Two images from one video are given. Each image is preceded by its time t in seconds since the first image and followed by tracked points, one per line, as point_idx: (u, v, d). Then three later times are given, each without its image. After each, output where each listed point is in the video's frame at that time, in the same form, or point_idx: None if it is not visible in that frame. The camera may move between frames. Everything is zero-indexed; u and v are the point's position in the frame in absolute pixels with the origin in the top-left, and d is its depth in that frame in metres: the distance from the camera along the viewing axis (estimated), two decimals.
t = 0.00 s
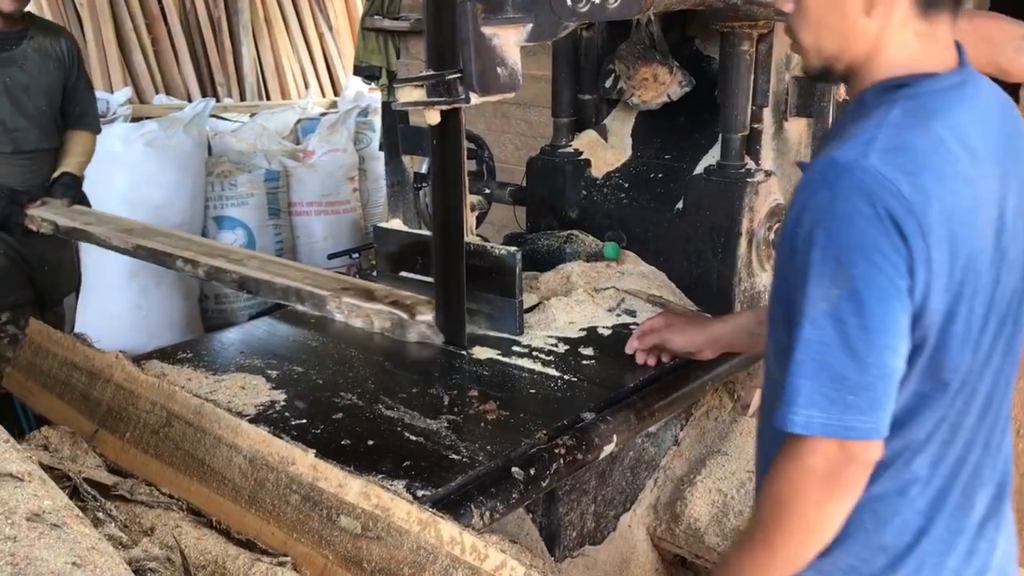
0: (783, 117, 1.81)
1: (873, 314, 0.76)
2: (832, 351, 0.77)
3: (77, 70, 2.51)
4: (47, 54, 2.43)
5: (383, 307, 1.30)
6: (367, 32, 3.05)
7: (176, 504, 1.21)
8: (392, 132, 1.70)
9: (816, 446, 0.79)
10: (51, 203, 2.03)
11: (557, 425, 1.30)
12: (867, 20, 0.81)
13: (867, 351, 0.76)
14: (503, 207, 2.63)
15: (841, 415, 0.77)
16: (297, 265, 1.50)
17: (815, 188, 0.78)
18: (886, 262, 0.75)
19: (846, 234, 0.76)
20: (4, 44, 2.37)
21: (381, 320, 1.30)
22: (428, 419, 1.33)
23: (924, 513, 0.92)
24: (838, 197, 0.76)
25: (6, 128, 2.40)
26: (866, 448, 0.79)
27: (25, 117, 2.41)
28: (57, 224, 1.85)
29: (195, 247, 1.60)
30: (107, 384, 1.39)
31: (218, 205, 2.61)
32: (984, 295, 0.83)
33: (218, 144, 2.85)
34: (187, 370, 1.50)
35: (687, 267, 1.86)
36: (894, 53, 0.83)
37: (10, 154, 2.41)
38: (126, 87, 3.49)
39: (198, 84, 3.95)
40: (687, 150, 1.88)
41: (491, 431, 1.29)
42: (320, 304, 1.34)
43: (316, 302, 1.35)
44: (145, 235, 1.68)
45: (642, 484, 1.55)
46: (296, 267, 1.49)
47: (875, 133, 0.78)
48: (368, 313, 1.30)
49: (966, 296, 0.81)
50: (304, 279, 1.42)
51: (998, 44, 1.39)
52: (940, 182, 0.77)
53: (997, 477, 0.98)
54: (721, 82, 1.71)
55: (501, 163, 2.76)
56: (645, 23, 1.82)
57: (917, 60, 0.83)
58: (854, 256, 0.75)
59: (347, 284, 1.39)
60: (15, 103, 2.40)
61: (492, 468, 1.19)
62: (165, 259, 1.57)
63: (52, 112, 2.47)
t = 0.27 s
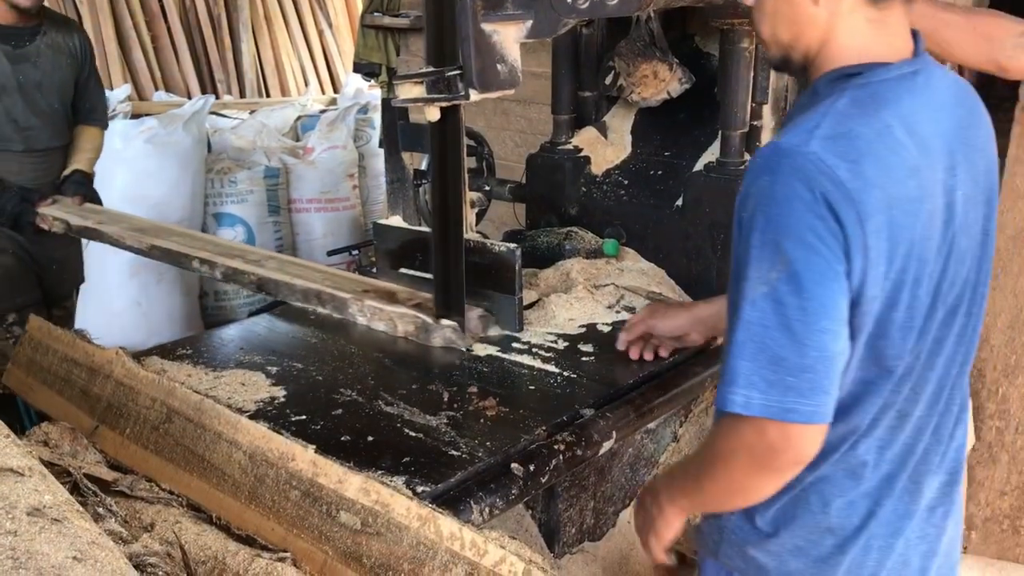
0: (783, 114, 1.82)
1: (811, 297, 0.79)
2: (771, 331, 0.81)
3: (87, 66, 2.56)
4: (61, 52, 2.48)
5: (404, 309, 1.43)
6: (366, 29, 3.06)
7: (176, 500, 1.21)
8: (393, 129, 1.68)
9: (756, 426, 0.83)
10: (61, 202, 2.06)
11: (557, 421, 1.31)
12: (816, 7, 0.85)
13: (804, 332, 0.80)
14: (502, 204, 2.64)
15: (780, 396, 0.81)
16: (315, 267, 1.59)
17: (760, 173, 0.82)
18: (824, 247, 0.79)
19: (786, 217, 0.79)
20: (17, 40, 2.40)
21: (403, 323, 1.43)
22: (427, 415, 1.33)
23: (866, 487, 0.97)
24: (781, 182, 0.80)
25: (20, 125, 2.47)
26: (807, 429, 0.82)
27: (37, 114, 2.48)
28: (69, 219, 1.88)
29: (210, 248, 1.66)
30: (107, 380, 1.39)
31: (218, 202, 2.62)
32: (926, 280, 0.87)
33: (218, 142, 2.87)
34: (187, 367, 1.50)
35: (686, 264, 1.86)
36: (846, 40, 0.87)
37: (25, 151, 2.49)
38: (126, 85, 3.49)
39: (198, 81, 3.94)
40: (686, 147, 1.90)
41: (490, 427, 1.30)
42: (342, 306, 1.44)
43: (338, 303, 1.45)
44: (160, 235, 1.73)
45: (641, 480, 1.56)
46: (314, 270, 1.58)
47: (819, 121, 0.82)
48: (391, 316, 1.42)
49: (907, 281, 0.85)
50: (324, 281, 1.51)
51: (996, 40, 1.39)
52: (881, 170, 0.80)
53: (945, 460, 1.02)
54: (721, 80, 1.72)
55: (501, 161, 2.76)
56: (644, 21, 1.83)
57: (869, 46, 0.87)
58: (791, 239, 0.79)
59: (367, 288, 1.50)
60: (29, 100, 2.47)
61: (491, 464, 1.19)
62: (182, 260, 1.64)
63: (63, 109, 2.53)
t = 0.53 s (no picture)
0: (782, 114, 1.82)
1: (789, 286, 0.81)
2: (749, 320, 0.82)
3: (105, 63, 2.33)
4: (80, 49, 2.24)
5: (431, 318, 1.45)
6: (366, 28, 3.06)
7: (177, 498, 1.21)
8: (393, 129, 1.69)
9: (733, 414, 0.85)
10: (77, 203, 2.05)
11: (557, 421, 1.31)
12: (786, 7, 0.86)
13: (781, 322, 0.81)
14: (502, 203, 2.64)
15: (757, 386, 0.83)
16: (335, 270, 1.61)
17: (739, 164, 0.84)
18: (801, 237, 0.80)
19: (765, 207, 0.81)
20: (36, 37, 2.15)
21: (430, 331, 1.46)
22: (427, 415, 1.33)
23: (847, 479, 0.99)
24: (760, 172, 0.82)
25: (40, 127, 2.21)
26: (785, 421, 0.84)
27: (58, 115, 2.23)
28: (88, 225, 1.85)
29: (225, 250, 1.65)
30: (107, 378, 1.39)
31: (218, 201, 2.62)
32: (901, 272, 0.89)
33: (218, 141, 2.87)
34: (187, 365, 1.50)
35: (686, 264, 1.87)
36: (818, 39, 0.88)
37: (37, 154, 2.21)
38: (126, 83, 3.49)
39: (198, 80, 3.94)
40: (686, 146, 1.90)
41: (489, 426, 1.30)
42: (368, 313, 1.45)
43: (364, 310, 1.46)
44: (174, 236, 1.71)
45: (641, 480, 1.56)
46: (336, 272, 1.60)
47: (798, 112, 0.83)
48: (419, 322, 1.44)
49: (882, 272, 0.87)
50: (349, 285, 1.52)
51: (995, 41, 1.40)
52: (858, 162, 0.82)
53: (924, 454, 1.04)
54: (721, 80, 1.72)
55: (501, 160, 2.76)
56: (644, 20, 1.83)
57: (841, 47, 0.88)
58: (769, 229, 0.81)
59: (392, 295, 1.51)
60: (47, 100, 2.20)
61: (491, 464, 1.20)
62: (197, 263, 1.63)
63: (81, 112, 2.29)
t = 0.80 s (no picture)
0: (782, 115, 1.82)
1: (757, 282, 0.80)
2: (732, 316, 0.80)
3: (122, 65, 2.32)
4: (98, 51, 2.23)
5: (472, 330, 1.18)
6: (367, 28, 3.06)
7: (177, 498, 1.21)
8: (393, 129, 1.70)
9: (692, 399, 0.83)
10: (94, 208, 2.00)
11: (557, 421, 1.31)
12: (768, 12, 0.88)
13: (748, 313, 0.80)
14: (502, 204, 2.64)
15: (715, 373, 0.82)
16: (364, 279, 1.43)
17: (726, 156, 0.83)
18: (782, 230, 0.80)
19: (748, 200, 0.80)
20: (55, 38, 2.14)
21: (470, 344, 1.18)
22: (427, 415, 1.33)
23: (852, 479, 0.98)
24: (746, 167, 0.81)
25: (59, 129, 2.20)
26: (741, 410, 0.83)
27: (76, 117, 2.22)
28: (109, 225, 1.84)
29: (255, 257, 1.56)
30: (107, 378, 1.40)
31: (218, 200, 2.63)
32: (893, 268, 0.89)
33: (219, 140, 2.87)
34: (187, 365, 1.51)
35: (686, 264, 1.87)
36: (798, 43, 0.89)
37: (55, 156, 2.20)
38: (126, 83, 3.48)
39: (198, 79, 3.94)
40: (686, 147, 1.91)
41: (489, 427, 1.30)
42: (401, 322, 1.26)
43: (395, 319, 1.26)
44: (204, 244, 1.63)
45: (640, 480, 1.56)
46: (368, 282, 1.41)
47: (788, 110, 0.84)
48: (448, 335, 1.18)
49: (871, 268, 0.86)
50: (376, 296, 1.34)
51: (994, 42, 1.40)
52: (848, 157, 0.83)
53: (925, 451, 1.04)
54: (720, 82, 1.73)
55: (501, 160, 2.76)
56: (645, 21, 1.82)
57: (823, 50, 0.89)
58: (747, 219, 0.80)
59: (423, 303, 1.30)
60: (65, 102, 2.19)
61: (491, 464, 1.20)
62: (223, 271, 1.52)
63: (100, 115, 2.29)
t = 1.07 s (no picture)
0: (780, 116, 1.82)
1: (675, 270, 0.91)
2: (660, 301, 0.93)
3: (136, 65, 2.24)
4: (113, 52, 2.14)
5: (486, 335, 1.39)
6: (366, 28, 3.07)
7: (174, 499, 1.21)
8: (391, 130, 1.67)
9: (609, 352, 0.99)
10: (108, 212, 2.05)
11: (554, 422, 1.31)
12: (740, 36, 0.97)
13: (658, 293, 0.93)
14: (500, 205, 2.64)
15: (621, 335, 0.97)
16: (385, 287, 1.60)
17: (668, 153, 0.92)
18: (699, 228, 0.89)
19: (675, 199, 0.90)
20: (70, 39, 2.04)
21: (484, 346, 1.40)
22: (425, 416, 1.33)
23: (887, 486, 1.02)
24: (682, 171, 0.90)
25: (74, 133, 2.10)
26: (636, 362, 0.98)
27: (91, 120, 2.13)
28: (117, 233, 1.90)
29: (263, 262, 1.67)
30: (104, 378, 1.40)
31: (216, 201, 2.62)
32: (864, 263, 0.93)
33: (216, 140, 2.85)
34: (184, 365, 1.50)
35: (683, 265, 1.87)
36: (771, 59, 0.98)
37: (68, 160, 2.09)
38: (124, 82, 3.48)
39: (196, 79, 3.94)
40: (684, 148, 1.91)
41: (487, 427, 1.30)
42: (428, 332, 1.45)
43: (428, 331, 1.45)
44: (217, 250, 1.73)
45: (637, 481, 1.56)
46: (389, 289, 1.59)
47: (736, 117, 0.91)
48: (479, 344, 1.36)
49: (827, 262, 0.92)
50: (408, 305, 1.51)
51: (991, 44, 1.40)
52: (786, 161, 0.89)
53: (951, 452, 1.07)
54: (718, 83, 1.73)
55: (500, 161, 2.76)
56: (644, 22, 1.81)
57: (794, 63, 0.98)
58: (667, 214, 0.91)
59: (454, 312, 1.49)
60: (80, 105, 2.09)
61: (489, 464, 1.20)
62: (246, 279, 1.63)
63: (114, 117, 2.20)
